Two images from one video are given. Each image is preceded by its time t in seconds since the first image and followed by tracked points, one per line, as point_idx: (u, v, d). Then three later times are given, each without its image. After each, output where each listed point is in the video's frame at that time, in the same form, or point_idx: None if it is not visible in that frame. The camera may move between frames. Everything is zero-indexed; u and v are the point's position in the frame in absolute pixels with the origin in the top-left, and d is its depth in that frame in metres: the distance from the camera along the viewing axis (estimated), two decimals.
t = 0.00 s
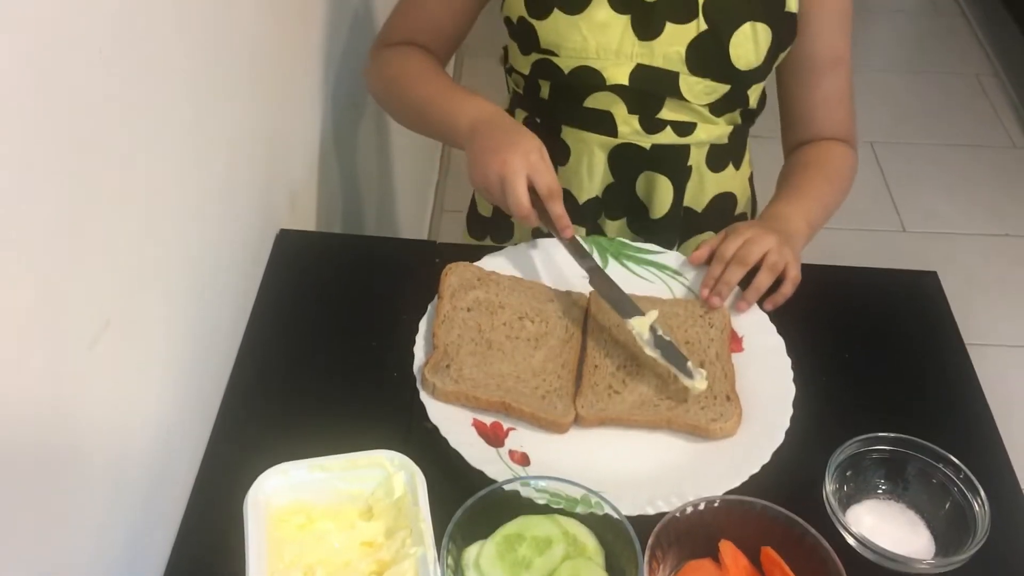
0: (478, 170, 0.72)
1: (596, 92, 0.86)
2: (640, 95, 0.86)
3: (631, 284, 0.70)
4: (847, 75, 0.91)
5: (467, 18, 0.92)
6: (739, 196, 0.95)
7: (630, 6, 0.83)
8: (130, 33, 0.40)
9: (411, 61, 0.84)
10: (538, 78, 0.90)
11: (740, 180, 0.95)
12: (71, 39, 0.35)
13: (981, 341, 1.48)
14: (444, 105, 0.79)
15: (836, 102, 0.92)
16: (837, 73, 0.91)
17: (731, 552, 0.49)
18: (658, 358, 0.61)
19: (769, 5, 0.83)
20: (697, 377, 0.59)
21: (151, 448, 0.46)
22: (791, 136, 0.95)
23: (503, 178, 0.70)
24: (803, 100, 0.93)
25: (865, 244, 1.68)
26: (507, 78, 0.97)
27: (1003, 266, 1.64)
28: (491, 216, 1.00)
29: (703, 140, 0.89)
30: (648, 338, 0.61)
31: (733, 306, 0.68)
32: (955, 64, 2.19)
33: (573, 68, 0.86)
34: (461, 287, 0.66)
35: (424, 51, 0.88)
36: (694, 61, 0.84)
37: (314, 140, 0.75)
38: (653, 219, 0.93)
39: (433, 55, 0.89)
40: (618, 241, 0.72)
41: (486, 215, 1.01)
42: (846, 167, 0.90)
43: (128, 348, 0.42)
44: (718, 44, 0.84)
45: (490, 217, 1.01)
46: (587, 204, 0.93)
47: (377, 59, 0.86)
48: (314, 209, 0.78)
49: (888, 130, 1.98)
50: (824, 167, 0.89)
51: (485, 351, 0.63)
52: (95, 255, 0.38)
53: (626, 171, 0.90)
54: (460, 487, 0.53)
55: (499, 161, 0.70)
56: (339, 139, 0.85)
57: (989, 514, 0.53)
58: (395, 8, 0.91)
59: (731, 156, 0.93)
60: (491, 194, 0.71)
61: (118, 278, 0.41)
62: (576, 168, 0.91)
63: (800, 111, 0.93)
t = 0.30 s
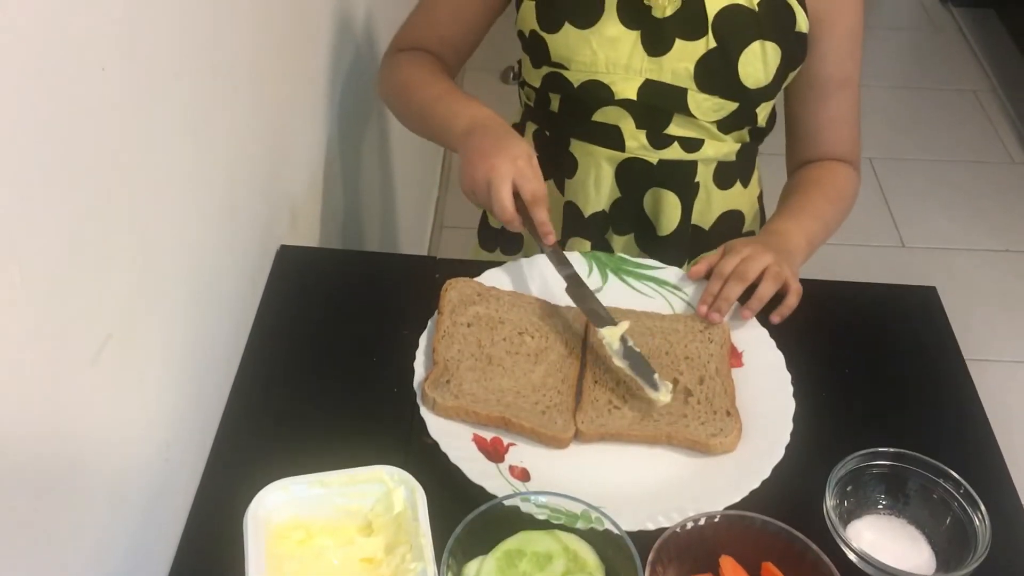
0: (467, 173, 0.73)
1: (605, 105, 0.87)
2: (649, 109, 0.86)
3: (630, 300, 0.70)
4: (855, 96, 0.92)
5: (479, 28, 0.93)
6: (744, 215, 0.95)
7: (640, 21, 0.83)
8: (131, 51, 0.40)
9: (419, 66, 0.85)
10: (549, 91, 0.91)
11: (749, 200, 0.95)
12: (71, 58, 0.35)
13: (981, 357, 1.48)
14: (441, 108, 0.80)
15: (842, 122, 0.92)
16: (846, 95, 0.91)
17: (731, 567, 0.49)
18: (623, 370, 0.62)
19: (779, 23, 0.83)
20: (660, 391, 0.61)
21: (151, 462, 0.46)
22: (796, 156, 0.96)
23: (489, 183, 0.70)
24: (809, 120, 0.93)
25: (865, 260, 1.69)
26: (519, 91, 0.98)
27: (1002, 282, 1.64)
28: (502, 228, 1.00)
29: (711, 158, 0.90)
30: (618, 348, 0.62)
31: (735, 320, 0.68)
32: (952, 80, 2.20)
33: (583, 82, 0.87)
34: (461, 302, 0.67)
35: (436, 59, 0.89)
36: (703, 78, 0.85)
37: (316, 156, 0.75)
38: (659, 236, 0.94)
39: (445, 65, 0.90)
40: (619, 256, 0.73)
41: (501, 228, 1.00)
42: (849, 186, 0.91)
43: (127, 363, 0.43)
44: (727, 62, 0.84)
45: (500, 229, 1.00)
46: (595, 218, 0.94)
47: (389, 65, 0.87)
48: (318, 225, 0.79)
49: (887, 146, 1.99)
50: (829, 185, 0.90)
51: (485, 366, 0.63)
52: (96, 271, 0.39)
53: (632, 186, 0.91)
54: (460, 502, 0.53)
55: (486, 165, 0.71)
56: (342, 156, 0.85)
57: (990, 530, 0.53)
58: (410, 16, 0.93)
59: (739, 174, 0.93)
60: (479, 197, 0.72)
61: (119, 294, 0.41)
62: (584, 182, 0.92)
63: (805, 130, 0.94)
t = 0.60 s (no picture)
0: (487, 172, 0.72)
1: (608, 106, 0.87)
2: (652, 111, 0.86)
3: (630, 301, 0.70)
4: (858, 99, 0.92)
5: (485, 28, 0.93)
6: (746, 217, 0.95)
7: (643, 21, 0.83)
8: (130, 51, 0.40)
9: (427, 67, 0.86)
10: (552, 91, 0.91)
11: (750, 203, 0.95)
12: (71, 57, 0.35)
13: (982, 357, 1.48)
14: (458, 109, 0.80)
15: (844, 124, 0.92)
16: (849, 98, 0.91)
17: (732, 567, 0.49)
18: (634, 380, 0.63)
19: (784, 26, 0.83)
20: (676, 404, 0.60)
21: (152, 462, 0.46)
22: (797, 159, 0.96)
23: (512, 182, 0.69)
24: (811, 123, 0.93)
25: (866, 261, 1.69)
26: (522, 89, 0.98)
27: (1003, 283, 1.64)
28: (504, 226, 1.00)
29: (713, 159, 0.90)
30: (634, 361, 0.62)
31: (736, 321, 0.68)
32: (952, 81, 2.20)
33: (586, 82, 0.87)
34: (462, 303, 0.67)
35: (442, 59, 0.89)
36: (706, 80, 0.85)
37: (317, 156, 0.76)
38: (660, 237, 0.94)
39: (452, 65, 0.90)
40: (619, 257, 0.72)
41: (501, 225, 1.00)
42: (849, 190, 0.91)
43: (127, 363, 0.43)
44: (731, 65, 0.84)
45: (501, 228, 1.01)
46: (596, 218, 0.94)
47: (395, 65, 0.88)
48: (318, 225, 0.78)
49: (888, 147, 1.98)
50: (829, 189, 0.90)
51: (486, 367, 0.63)
52: (96, 271, 0.39)
53: (633, 187, 0.91)
54: (461, 502, 0.53)
55: (509, 164, 0.70)
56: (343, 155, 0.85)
57: (990, 531, 0.53)
58: (417, 15, 0.93)
59: (741, 176, 0.93)
60: (499, 196, 0.71)
61: (119, 294, 0.41)
62: (585, 182, 0.92)
63: (808, 132, 0.94)
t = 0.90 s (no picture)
0: (489, 145, 0.72)
1: (608, 105, 0.87)
2: (652, 111, 0.86)
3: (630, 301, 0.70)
4: (859, 100, 0.91)
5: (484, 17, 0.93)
6: (745, 218, 0.95)
7: (644, 22, 0.83)
8: (131, 52, 0.40)
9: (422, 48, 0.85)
10: (553, 89, 0.91)
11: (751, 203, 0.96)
12: (70, 58, 0.35)
13: (982, 357, 1.48)
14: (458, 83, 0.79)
15: (845, 126, 0.92)
16: (850, 99, 0.91)
17: (732, 567, 0.49)
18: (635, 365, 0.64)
19: (785, 28, 0.83)
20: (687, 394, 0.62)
21: (153, 462, 0.46)
22: (798, 160, 0.96)
23: (515, 154, 0.69)
24: (812, 124, 0.93)
25: (866, 261, 1.69)
26: (523, 88, 0.98)
27: (1003, 283, 1.64)
28: (505, 224, 1.00)
29: (712, 160, 0.90)
30: (629, 333, 0.64)
31: (736, 321, 0.68)
32: (953, 81, 2.20)
33: (586, 81, 0.87)
34: (462, 303, 0.66)
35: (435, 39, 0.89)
36: (706, 82, 0.85)
37: (318, 155, 0.76)
38: (658, 237, 0.94)
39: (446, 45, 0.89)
40: (620, 257, 0.72)
41: (501, 222, 1.00)
42: (849, 191, 0.91)
43: (128, 363, 0.43)
44: (731, 66, 0.84)
45: (501, 225, 1.01)
46: (594, 217, 0.94)
47: (390, 45, 0.87)
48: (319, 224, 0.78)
49: (888, 147, 1.98)
50: (830, 190, 0.90)
51: (487, 366, 0.63)
52: (96, 271, 0.39)
53: (632, 187, 0.91)
54: (461, 502, 0.53)
55: (513, 137, 0.70)
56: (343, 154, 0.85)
57: (990, 531, 0.53)
58: None
59: (740, 178, 0.93)
60: (501, 168, 0.71)
61: (119, 294, 0.41)
62: (585, 181, 0.92)
63: (808, 133, 0.94)
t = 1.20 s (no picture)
0: (477, 144, 0.72)
1: (609, 104, 0.87)
2: (653, 111, 0.86)
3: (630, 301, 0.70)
4: (858, 100, 0.91)
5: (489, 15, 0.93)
6: (745, 216, 0.95)
7: (647, 21, 0.83)
8: (131, 52, 0.40)
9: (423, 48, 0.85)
10: (554, 88, 0.91)
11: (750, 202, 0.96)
12: (71, 57, 0.35)
13: (982, 357, 1.48)
14: (451, 83, 0.80)
15: (844, 125, 0.92)
16: (850, 99, 0.91)
17: (732, 567, 0.49)
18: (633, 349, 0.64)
19: (786, 27, 0.83)
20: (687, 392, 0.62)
21: (153, 462, 0.46)
22: (797, 160, 0.96)
23: (500, 151, 0.70)
24: (811, 125, 0.93)
25: (866, 261, 1.68)
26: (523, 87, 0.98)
27: (1004, 283, 1.64)
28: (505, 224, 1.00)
29: (713, 160, 0.90)
30: (626, 323, 0.64)
31: (737, 321, 0.68)
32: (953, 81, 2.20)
33: (588, 79, 0.87)
34: (462, 303, 0.66)
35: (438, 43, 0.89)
36: (708, 80, 0.85)
37: (318, 154, 0.76)
38: (660, 237, 0.94)
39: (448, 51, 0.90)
40: (620, 256, 0.72)
41: (501, 221, 1.00)
42: (848, 191, 0.91)
43: (127, 363, 0.42)
44: (733, 66, 0.84)
45: (501, 224, 1.01)
46: (595, 216, 0.94)
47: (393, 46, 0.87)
48: (319, 224, 0.78)
49: (889, 147, 1.98)
50: (829, 191, 0.90)
51: (487, 366, 0.63)
52: (95, 271, 0.39)
53: (633, 185, 0.91)
54: (461, 502, 0.53)
55: (499, 135, 0.71)
56: (343, 153, 0.85)
57: (991, 531, 0.52)
58: None
59: (741, 177, 0.93)
60: (490, 169, 0.71)
61: (120, 294, 0.41)
62: (586, 179, 0.92)
63: (807, 133, 0.94)
